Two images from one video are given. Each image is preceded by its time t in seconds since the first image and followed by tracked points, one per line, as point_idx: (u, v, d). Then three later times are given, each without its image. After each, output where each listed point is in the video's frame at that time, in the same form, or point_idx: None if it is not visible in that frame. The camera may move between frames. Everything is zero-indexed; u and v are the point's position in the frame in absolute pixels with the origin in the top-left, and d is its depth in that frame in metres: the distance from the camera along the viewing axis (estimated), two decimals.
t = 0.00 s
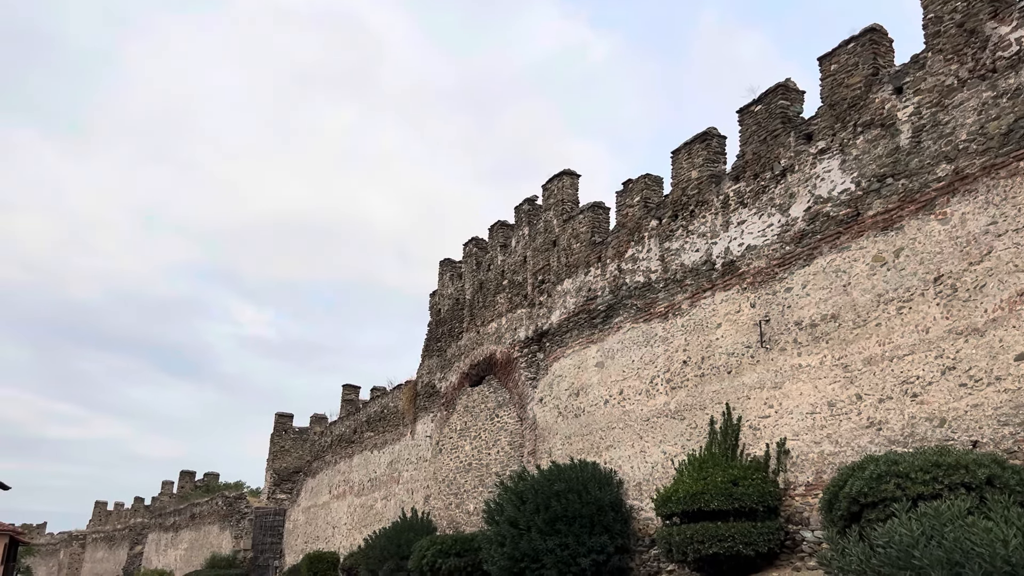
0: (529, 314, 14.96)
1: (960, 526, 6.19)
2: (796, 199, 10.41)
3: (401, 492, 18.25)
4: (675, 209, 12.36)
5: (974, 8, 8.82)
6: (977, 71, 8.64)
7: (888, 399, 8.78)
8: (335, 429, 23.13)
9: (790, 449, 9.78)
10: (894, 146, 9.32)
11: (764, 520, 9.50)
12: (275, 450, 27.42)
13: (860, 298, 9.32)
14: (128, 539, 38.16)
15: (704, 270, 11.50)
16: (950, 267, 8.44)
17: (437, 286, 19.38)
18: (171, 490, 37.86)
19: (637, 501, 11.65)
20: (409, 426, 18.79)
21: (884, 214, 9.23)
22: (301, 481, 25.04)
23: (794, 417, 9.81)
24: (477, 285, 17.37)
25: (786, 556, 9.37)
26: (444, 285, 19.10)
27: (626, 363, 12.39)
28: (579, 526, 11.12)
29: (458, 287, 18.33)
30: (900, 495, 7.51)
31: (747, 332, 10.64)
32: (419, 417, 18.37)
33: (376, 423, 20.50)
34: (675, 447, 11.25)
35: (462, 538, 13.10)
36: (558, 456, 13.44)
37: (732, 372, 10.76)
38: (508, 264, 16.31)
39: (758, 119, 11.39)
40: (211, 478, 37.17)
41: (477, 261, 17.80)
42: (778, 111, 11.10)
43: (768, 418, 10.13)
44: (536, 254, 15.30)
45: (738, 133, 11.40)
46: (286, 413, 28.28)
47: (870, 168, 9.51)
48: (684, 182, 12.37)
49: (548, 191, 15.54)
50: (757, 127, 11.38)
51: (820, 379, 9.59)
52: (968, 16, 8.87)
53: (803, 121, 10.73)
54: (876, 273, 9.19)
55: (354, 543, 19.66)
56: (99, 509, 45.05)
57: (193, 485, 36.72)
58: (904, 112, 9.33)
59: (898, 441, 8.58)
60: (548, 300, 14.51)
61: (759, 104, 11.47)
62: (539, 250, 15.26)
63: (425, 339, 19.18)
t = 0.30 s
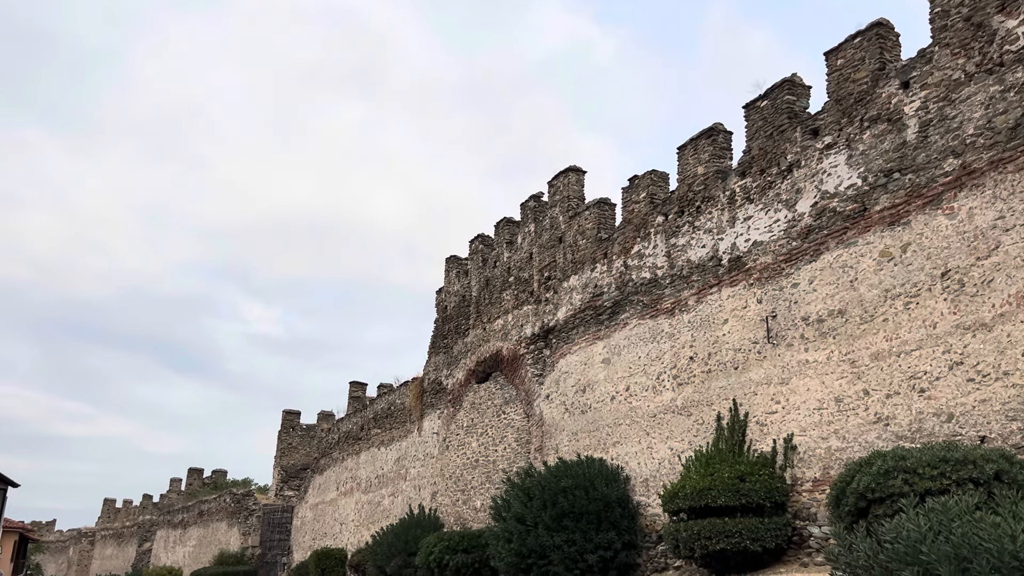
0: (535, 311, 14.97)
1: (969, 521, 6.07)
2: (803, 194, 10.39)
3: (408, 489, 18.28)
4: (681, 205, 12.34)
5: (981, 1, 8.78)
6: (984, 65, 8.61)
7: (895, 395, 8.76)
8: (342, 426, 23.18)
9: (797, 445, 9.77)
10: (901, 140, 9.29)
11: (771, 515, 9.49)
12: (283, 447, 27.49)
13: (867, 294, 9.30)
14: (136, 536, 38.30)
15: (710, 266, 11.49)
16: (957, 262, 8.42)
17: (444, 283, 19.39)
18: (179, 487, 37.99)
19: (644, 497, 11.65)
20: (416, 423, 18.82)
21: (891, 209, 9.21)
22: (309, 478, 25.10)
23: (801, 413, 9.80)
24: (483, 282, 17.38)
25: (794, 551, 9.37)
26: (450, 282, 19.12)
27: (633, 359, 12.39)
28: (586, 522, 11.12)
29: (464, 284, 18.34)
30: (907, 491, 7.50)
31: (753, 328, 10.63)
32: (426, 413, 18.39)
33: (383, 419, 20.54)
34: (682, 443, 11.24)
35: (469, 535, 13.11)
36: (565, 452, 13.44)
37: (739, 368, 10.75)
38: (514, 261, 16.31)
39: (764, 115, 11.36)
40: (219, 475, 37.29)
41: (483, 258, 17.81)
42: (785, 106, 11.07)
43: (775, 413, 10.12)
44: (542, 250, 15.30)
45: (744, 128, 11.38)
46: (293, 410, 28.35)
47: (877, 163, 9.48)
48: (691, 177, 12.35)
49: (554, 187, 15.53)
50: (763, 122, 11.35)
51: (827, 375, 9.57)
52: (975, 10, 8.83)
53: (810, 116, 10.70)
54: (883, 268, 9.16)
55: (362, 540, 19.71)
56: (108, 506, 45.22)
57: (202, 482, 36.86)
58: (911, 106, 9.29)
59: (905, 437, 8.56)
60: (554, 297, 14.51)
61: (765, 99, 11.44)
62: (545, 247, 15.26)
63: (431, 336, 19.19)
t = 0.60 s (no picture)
0: (541, 307, 14.97)
1: (976, 517, 6.02)
2: (809, 189, 10.37)
3: (414, 485, 18.31)
4: (687, 201, 12.33)
5: None
6: (991, 58, 8.58)
7: (902, 389, 8.75)
8: (348, 422, 23.22)
9: (803, 440, 9.76)
10: (907, 135, 9.26)
11: (778, 511, 9.50)
12: (290, 444, 27.56)
13: (874, 289, 9.28)
14: (144, 533, 38.45)
15: (716, 262, 11.47)
16: (964, 257, 8.40)
17: (449, 280, 19.40)
18: (187, 484, 38.12)
19: (650, 493, 11.66)
20: (422, 419, 18.84)
21: (897, 204, 9.19)
22: (315, 475, 25.16)
23: (807, 408, 9.79)
24: (489, 278, 17.38)
25: (800, 547, 9.37)
26: (456, 279, 19.12)
27: (639, 355, 12.39)
28: (592, 518, 11.13)
29: (470, 280, 18.35)
30: (914, 486, 7.49)
31: (760, 324, 10.62)
32: (432, 410, 18.41)
33: (390, 416, 20.58)
34: (688, 439, 11.24)
35: (476, 530, 13.13)
36: (571, 448, 13.45)
37: (745, 363, 10.74)
38: (520, 257, 16.31)
39: (770, 109, 11.34)
40: (226, 472, 37.39)
41: (489, 254, 17.81)
42: (790, 101, 11.05)
43: (782, 409, 10.12)
44: (548, 246, 15.29)
45: (750, 123, 11.35)
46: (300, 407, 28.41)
47: (883, 158, 9.46)
48: (696, 173, 12.33)
49: (559, 183, 15.52)
50: (769, 117, 11.33)
51: (833, 370, 9.56)
52: (982, 3, 8.79)
53: (816, 111, 10.67)
54: (890, 263, 9.14)
55: (369, 536, 19.75)
56: (116, 503, 45.38)
57: (209, 479, 36.98)
58: (918, 100, 9.26)
59: (912, 432, 8.55)
60: (560, 293, 14.51)
61: (771, 94, 11.42)
62: (551, 243, 15.25)
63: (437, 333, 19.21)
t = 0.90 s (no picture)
0: (547, 302, 14.97)
1: (985, 510, 5.98)
2: (816, 182, 10.34)
3: (422, 480, 18.36)
4: (693, 194, 12.31)
5: None
6: (999, 50, 8.53)
7: (909, 383, 8.73)
8: (356, 417, 23.27)
9: (811, 434, 9.75)
10: (914, 127, 9.23)
11: (785, 504, 9.50)
12: (298, 439, 27.66)
13: (881, 282, 9.25)
14: (153, 528, 38.65)
15: (723, 256, 11.46)
16: (972, 249, 8.37)
17: (456, 275, 19.42)
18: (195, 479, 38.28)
19: (658, 487, 11.67)
20: (429, 414, 18.88)
21: (904, 196, 9.16)
22: (323, 469, 25.23)
23: (815, 402, 9.78)
24: (496, 273, 17.39)
25: (808, 541, 9.37)
26: (462, 274, 19.14)
27: (645, 349, 12.38)
28: (600, 512, 11.14)
29: (477, 275, 18.36)
30: (922, 479, 7.49)
31: (767, 318, 10.61)
32: (440, 405, 18.44)
33: (397, 411, 20.62)
34: (696, 433, 11.24)
35: (483, 525, 13.16)
36: (578, 443, 13.46)
37: (753, 357, 10.73)
38: (526, 252, 16.30)
39: (777, 102, 11.31)
40: (235, 467, 37.54)
41: (495, 249, 17.80)
42: (797, 94, 11.02)
43: (789, 403, 10.11)
44: (554, 241, 15.29)
45: (757, 116, 11.32)
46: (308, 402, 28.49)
47: (891, 150, 9.43)
48: (703, 167, 12.31)
49: (565, 178, 15.51)
50: (776, 110, 11.30)
51: (841, 364, 9.55)
52: None
53: (822, 104, 10.64)
54: (897, 256, 9.12)
55: (377, 531, 19.82)
56: (125, 498, 45.61)
57: (218, 474, 37.15)
58: (925, 93, 9.22)
59: (920, 425, 8.54)
60: (566, 288, 14.52)
61: (778, 87, 11.38)
62: (557, 237, 15.25)
63: (443, 328, 19.23)
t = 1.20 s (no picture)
0: (555, 295, 14.96)
1: (993, 501, 5.94)
2: (824, 173, 10.30)
3: (430, 473, 18.40)
4: (701, 187, 12.27)
5: None
6: (1008, 40, 8.48)
7: (918, 375, 8.71)
8: (364, 411, 23.33)
9: (819, 426, 9.74)
10: (923, 118, 9.18)
11: (793, 497, 9.49)
12: (306, 433, 27.75)
13: (889, 274, 9.22)
14: (163, 522, 38.85)
15: (730, 248, 11.43)
16: (981, 241, 8.33)
17: (463, 269, 19.42)
18: (204, 473, 38.44)
19: (665, 480, 11.67)
20: (437, 408, 18.91)
21: (913, 188, 9.12)
22: (332, 463, 25.31)
23: (823, 394, 9.76)
24: (503, 266, 17.38)
25: (816, 533, 9.37)
26: (469, 268, 19.14)
27: (653, 342, 12.37)
28: (608, 505, 11.15)
29: (483, 269, 18.37)
30: (931, 471, 7.48)
31: (775, 310, 10.59)
32: (447, 398, 18.48)
33: (405, 404, 20.66)
34: (704, 426, 11.23)
35: (491, 518, 13.18)
36: (585, 436, 13.47)
37: (760, 350, 10.71)
38: (533, 245, 16.30)
39: (784, 94, 11.26)
40: (244, 461, 37.68)
41: (502, 242, 17.79)
42: (805, 85, 10.97)
43: (797, 395, 10.09)
44: (561, 234, 15.28)
45: (764, 108, 11.28)
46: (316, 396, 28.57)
47: (899, 142, 9.38)
48: (710, 159, 12.27)
49: (572, 171, 15.48)
50: (783, 102, 11.26)
51: (849, 356, 9.53)
52: None
53: (830, 95, 10.59)
54: (906, 248, 9.08)
55: (386, 524, 19.88)
56: (135, 492, 45.87)
57: (227, 468, 37.31)
58: (934, 83, 9.17)
59: (929, 417, 8.52)
60: (573, 281, 14.51)
61: (785, 78, 11.34)
62: (564, 231, 15.23)
63: (451, 322, 19.25)
